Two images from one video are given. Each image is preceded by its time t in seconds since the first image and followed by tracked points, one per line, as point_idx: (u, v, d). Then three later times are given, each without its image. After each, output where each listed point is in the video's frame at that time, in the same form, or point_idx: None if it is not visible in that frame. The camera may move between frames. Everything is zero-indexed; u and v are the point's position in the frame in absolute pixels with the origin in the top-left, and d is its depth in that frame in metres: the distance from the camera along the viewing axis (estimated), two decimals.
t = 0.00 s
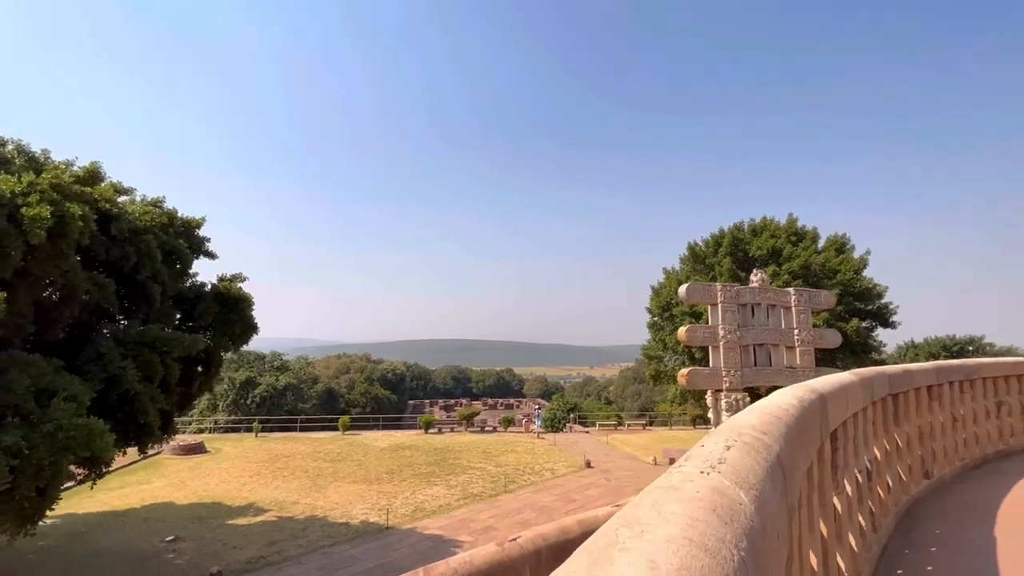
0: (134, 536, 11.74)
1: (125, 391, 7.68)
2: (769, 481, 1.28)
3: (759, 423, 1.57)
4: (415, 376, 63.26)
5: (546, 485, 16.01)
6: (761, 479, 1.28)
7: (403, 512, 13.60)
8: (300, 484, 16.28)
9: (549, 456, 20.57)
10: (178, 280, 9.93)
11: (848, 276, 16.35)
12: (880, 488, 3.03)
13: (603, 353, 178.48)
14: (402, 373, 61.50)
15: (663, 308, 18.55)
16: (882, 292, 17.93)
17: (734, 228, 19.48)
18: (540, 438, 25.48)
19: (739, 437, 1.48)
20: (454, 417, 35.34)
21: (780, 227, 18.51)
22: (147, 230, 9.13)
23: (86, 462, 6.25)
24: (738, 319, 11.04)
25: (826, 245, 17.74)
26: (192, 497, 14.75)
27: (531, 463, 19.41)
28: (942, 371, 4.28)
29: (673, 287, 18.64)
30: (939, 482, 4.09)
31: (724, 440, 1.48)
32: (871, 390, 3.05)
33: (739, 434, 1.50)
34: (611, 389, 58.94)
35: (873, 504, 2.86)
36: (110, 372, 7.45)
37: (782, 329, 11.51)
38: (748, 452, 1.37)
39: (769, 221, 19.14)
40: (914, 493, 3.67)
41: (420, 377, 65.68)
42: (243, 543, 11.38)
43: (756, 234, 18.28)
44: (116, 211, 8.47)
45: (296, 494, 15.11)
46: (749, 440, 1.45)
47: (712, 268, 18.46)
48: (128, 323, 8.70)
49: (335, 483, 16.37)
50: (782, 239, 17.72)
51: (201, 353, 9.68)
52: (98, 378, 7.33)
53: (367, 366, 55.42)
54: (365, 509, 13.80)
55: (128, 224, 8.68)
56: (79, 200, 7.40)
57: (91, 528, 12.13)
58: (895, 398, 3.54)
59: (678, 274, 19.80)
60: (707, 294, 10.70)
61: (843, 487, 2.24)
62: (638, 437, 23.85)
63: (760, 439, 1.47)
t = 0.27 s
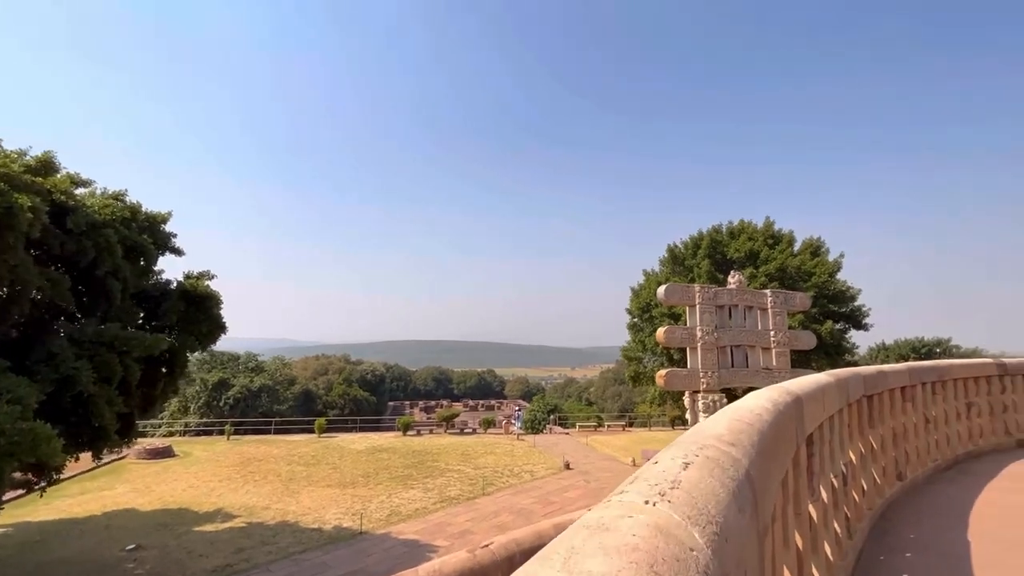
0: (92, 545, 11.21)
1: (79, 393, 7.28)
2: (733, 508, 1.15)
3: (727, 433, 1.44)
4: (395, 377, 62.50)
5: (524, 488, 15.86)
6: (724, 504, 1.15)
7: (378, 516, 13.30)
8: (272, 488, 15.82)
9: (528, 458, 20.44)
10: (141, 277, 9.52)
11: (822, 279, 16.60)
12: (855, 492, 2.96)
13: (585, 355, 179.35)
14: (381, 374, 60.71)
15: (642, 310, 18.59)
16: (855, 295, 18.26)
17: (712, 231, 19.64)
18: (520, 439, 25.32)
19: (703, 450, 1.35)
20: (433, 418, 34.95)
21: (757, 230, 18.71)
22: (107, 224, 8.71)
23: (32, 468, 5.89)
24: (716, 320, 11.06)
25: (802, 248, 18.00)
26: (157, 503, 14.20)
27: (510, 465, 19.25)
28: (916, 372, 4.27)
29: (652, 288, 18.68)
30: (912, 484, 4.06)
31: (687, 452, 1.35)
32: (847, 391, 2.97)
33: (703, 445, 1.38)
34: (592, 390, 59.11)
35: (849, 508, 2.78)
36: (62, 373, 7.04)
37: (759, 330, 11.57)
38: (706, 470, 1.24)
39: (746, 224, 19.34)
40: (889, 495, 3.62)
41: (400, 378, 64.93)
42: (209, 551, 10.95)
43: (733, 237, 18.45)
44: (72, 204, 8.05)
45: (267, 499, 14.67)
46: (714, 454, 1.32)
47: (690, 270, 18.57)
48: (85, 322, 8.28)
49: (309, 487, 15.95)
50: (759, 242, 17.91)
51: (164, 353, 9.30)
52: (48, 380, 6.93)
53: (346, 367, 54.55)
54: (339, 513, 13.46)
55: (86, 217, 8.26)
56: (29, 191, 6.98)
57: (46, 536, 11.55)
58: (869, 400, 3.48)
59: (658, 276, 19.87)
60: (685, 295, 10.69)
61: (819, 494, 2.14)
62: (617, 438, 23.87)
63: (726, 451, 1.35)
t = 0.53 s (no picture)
0: (26, 561, 10.45)
1: (6, 397, 6.74)
2: (648, 551, 0.89)
3: (660, 453, 1.22)
4: (364, 380, 61.29)
5: (492, 492, 15.66)
6: (639, 548, 0.89)
7: (340, 524, 12.86)
8: (228, 497, 15.16)
9: (497, 461, 20.25)
10: (82, 274, 8.94)
11: (785, 283, 17.00)
12: (813, 497, 2.90)
13: (557, 357, 180.27)
14: (350, 377, 59.46)
15: (612, 312, 18.67)
16: (815, 299, 18.78)
17: (681, 234, 19.91)
18: (489, 443, 25.10)
19: (624, 474, 1.11)
20: (402, 422, 34.37)
21: (723, 235, 19.05)
22: (44, 216, 8.14)
23: None
24: (682, 323, 11.14)
25: (766, 253, 18.42)
26: (102, 515, 13.38)
27: (478, 469, 19.01)
28: (872, 374, 4.29)
29: (621, 291, 18.79)
30: (868, 486, 4.08)
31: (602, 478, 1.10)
32: (805, 394, 2.91)
33: (625, 467, 1.14)
34: (563, 392, 59.37)
35: (807, 515, 2.71)
36: None
37: (724, 333, 11.69)
38: (617, 506, 0.98)
39: (713, 228, 19.68)
40: (845, 499, 3.59)
41: (370, 381, 63.71)
42: (155, 565, 10.34)
43: (701, 241, 18.73)
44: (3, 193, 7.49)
45: (222, 508, 14.02)
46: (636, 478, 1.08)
47: (659, 273, 18.78)
48: (17, 321, 7.70)
49: (268, 494, 15.34)
50: (725, 246, 18.23)
51: (105, 354, 8.75)
52: None
53: (313, 370, 53.19)
54: (298, 522, 12.97)
55: (18, 209, 7.67)
56: None
57: None
58: (828, 403, 3.44)
59: (627, 279, 20.00)
60: (653, 297, 10.73)
61: (776, 504, 2.03)
62: (586, 441, 23.93)
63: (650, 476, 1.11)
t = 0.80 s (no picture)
0: None
1: None
2: None
3: (564, 493, 1.00)
4: (317, 384, 59.24)
5: (446, 498, 15.31)
6: None
7: (283, 537, 12.20)
8: (160, 510, 14.13)
9: (452, 467, 19.86)
10: None
11: (735, 289, 17.56)
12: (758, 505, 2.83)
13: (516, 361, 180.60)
14: (303, 381, 57.34)
15: (569, 316, 18.74)
16: (763, 305, 19.49)
17: (637, 240, 20.25)
18: (446, 448, 24.66)
19: (506, 522, 0.88)
20: (356, 427, 33.36)
21: (678, 241, 19.50)
22: None
23: None
24: (637, 327, 11.23)
25: (717, 260, 18.98)
26: (12, 535, 12.16)
27: (433, 476, 18.57)
28: (816, 379, 4.35)
29: (579, 295, 18.90)
30: (812, 489, 4.10)
31: (477, 533, 0.86)
32: (752, 400, 2.85)
33: (510, 514, 0.92)
34: (523, 396, 59.40)
35: (753, 524, 2.63)
36: None
37: (677, 337, 11.88)
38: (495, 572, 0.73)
39: (668, 234, 20.12)
40: (790, 504, 3.58)
41: (324, 385, 61.68)
42: None
43: (656, 247, 19.11)
44: None
45: (153, 524, 13.04)
46: (521, 526, 0.86)
47: (616, 278, 19.02)
48: None
49: (205, 507, 14.41)
50: (679, 253, 18.66)
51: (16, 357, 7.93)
52: None
53: (263, 373, 50.95)
54: (238, 536, 12.21)
55: None
56: None
57: None
58: (773, 408, 3.40)
59: (585, 283, 20.15)
60: (608, 302, 10.76)
61: (722, 518, 1.91)
62: (543, 444, 23.90)
63: (542, 520, 0.89)
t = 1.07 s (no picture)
0: None
1: None
2: None
3: None
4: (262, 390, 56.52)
5: (394, 509, 14.79)
6: None
7: (214, 557, 11.36)
8: (73, 532, 12.87)
9: (402, 476, 19.28)
10: None
11: (684, 295, 18.00)
12: (705, 517, 2.73)
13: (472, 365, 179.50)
14: (246, 387, 54.56)
15: (523, 321, 18.66)
16: (710, 311, 20.09)
17: (591, 246, 20.47)
18: (395, 456, 23.95)
19: None
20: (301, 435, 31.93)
21: (630, 248, 19.83)
22: None
23: None
24: (589, 332, 11.23)
25: (668, 266, 19.42)
26: None
27: (381, 485, 17.95)
28: (761, 384, 4.38)
29: (533, 300, 18.86)
30: (756, 496, 4.08)
31: None
32: (700, 407, 2.76)
33: None
34: (478, 401, 58.79)
35: (699, 538, 2.51)
36: None
37: (628, 343, 11.98)
38: None
39: (621, 241, 20.43)
40: (736, 512, 3.53)
41: (269, 392, 58.94)
42: None
43: (609, 253, 19.36)
44: None
45: (64, 547, 11.84)
46: None
47: (570, 283, 19.13)
48: None
49: (128, 527, 13.27)
50: (632, 259, 18.98)
51: None
52: None
53: (202, 380, 48.09)
54: (162, 557, 11.27)
55: None
56: None
57: None
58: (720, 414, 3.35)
59: (540, 287, 20.15)
60: (561, 307, 10.71)
61: (667, 537, 1.76)
62: (496, 450, 23.65)
63: None
